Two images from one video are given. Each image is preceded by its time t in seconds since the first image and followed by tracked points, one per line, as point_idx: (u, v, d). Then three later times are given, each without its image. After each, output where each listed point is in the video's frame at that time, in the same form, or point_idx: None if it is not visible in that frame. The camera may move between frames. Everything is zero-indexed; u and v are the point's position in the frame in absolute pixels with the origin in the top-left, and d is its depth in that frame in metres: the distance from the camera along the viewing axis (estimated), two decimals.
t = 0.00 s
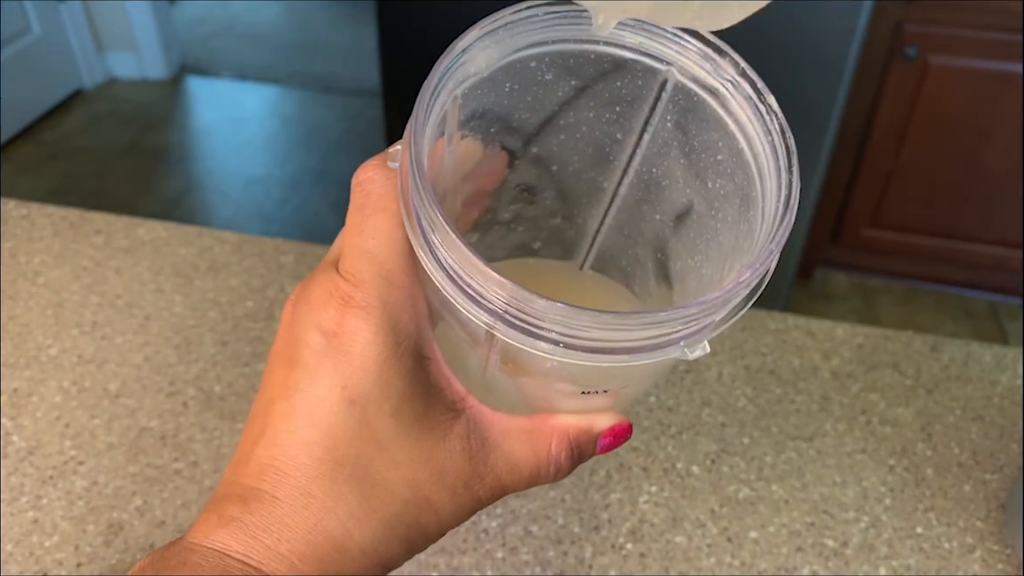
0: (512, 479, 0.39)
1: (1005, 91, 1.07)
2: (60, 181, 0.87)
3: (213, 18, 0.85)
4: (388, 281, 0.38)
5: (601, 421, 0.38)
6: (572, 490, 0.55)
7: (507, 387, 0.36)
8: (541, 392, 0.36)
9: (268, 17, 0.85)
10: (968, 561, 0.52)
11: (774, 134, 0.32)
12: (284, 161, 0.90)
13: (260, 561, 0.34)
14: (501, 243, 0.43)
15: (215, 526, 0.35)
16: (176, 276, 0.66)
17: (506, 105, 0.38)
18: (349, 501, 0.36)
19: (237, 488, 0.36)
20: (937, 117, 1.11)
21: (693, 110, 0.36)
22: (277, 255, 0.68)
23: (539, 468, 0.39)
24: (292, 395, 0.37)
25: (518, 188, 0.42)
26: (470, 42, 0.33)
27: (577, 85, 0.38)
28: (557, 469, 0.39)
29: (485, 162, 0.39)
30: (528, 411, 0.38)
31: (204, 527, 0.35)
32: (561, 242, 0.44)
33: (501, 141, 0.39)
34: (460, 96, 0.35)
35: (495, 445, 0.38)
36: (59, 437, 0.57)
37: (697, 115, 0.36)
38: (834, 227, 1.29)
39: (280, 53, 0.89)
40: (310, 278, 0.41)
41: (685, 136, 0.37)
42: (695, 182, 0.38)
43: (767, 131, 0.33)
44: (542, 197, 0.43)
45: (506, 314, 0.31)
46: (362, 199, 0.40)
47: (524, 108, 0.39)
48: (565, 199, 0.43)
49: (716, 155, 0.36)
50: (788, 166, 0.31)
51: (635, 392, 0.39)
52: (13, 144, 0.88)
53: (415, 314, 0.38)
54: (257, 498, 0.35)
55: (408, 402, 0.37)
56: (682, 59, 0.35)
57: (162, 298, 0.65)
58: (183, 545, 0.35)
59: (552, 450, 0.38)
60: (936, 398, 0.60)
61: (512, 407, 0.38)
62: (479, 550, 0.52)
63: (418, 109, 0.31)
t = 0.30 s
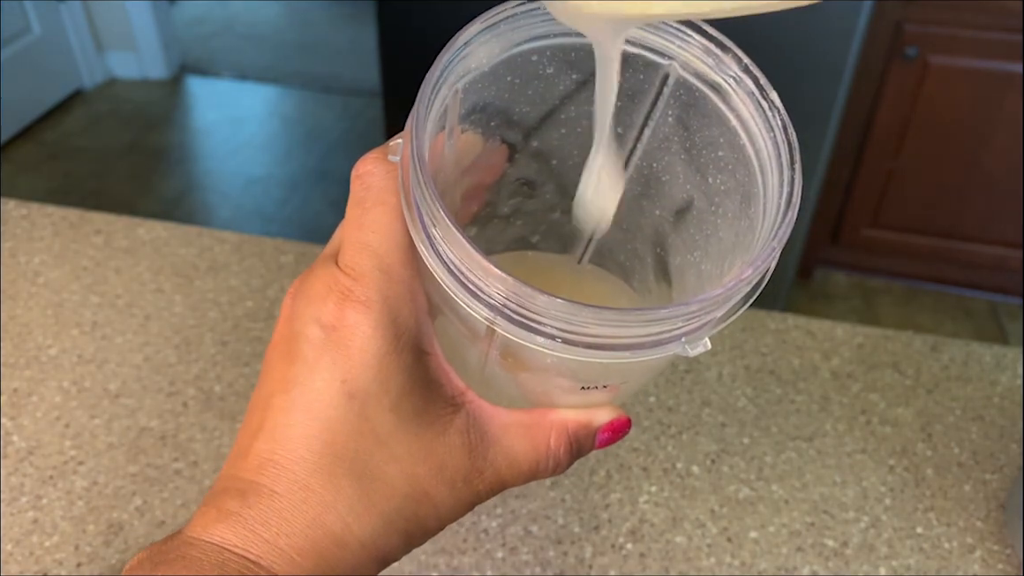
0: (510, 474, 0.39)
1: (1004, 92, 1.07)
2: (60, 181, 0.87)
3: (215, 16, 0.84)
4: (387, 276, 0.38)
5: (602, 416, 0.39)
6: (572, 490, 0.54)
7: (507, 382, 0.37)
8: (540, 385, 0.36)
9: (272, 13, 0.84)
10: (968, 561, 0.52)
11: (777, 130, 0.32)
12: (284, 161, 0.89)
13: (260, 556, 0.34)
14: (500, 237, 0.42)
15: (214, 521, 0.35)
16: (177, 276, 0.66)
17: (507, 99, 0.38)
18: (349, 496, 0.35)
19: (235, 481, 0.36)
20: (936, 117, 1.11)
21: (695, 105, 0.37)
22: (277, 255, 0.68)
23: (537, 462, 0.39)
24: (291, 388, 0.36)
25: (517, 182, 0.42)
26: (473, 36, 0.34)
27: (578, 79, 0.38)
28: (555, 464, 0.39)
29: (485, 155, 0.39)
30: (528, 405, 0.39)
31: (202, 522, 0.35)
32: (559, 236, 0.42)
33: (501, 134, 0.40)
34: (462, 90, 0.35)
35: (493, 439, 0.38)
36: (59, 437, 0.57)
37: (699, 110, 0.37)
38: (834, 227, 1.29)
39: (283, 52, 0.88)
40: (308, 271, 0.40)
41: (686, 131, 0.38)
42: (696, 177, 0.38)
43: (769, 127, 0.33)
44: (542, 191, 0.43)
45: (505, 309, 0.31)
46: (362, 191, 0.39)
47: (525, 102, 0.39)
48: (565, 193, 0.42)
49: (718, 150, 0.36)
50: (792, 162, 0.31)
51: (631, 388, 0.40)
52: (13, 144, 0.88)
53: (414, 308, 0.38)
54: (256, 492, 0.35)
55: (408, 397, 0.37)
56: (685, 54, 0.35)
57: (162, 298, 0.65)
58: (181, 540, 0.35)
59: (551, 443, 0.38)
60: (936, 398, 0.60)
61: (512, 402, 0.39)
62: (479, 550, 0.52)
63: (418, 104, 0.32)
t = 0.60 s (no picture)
0: (513, 472, 0.39)
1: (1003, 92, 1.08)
2: (61, 180, 0.84)
3: (218, 20, 0.97)
4: (393, 272, 0.37)
5: (606, 413, 0.39)
6: (572, 490, 0.54)
7: (509, 378, 0.37)
8: (545, 384, 0.36)
9: (286, 25, 0.94)
10: (968, 561, 0.52)
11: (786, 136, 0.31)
12: (284, 161, 0.89)
13: (262, 553, 0.34)
14: (503, 231, 0.42)
15: (216, 517, 0.35)
16: (177, 276, 0.66)
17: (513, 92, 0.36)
18: (352, 493, 0.35)
19: (237, 477, 0.36)
20: (935, 117, 1.11)
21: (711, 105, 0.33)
22: (277, 255, 0.68)
23: (541, 460, 0.39)
24: (294, 385, 0.36)
25: (521, 175, 0.40)
26: (479, 31, 0.33)
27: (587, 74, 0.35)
28: (559, 461, 0.39)
29: (490, 148, 0.39)
30: (532, 402, 0.39)
31: (204, 518, 0.35)
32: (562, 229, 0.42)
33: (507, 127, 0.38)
34: (469, 83, 0.35)
35: (498, 437, 0.38)
36: (59, 437, 0.57)
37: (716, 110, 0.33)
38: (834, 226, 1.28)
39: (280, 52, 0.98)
40: (312, 266, 0.40)
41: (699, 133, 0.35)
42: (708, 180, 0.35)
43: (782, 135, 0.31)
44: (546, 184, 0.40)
45: (511, 306, 0.31)
46: (367, 185, 0.39)
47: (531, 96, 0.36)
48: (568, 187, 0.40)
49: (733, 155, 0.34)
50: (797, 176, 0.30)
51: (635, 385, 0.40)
52: (13, 144, 0.89)
53: (418, 304, 0.37)
54: (258, 489, 0.35)
55: (412, 394, 0.37)
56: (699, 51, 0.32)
57: (162, 298, 0.65)
58: (182, 536, 0.35)
59: (554, 441, 0.38)
60: (936, 398, 0.60)
61: (517, 398, 0.39)
62: (479, 550, 0.52)
63: (427, 93, 0.32)
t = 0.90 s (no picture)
0: (530, 471, 0.37)
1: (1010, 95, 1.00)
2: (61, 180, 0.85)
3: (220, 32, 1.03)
4: (420, 266, 0.33)
5: (622, 415, 0.36)
6: (572, 490, 0.54)
7: (530, 384, 0.34)
8: (564, 385, 0.33)
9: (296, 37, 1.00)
10: (968, 561, 0.52)
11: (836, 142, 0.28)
12: (284, 162, 0.89)
13: (280, 548, 0.32)
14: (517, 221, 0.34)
15: (233, 508, 0.33)
16: (177, 276, 0.66)
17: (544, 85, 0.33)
18: (371, 490, 0.33)
19: (253, 468, 0.34)
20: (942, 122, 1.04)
21: (740, 106, 0.33)
22: (277, 255, 0.68)
23: (556, 460, 0.36)
24: (314, 376, 0.33)
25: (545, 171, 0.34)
26: (523, 25, 0.29)
27: (620, 69, 0.33)
28: (574, 461, 0.37)
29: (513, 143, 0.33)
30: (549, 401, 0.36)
31: (220, 510, 0.33)
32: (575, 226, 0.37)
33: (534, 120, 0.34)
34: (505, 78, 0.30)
35: (517, 436, 0.36)
36: (59, 437, 0.57)
37: (743, 111, 0.33)
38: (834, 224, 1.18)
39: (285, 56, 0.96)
40: (336, 250, 0.36)
41: (727, 131, 0.34)
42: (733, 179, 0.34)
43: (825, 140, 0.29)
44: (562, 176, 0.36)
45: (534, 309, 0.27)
46: (392, 175, 0.34)
47: (561, 88, 0.34)
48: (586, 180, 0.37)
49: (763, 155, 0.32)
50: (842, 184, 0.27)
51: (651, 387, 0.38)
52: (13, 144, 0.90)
53: (443, 299, 0.33)
54: (276, 482, 0.33)
55: (435, 392, 0.34)
56: (735, 53, 0.31)
57: (162, 298, 0.65)
58: (196, 527, 0.33)
59: (571, 441, 0.36)
60: (936, 398, 0.60)
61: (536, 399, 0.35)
62: (479, 550, 0.52)
63: (470, 81, 0.28)
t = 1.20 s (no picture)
0: (538, 480, 0.37)
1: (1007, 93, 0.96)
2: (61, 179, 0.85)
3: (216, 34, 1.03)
4: (438, 273, 0.33)
5: (629, 425, 0.37)
6: (572, 490, 0.54)
7: (542, 393, 0.34)
8: (577, 397, 0.34)
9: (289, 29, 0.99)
10: (968, 561, 0.52)
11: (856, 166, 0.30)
12: (284, 161, 0.88)
13: (293, 555, 0.31)
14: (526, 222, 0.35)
15: (243, 513, 0.32)
16: (177, 276, 0.66)
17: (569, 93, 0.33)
18: (384, 497, 0.33)
19: (265, 473, 0.33)
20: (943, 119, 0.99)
21: (765, 124, 0.33)
22: (277, 255, 0.68)
23: (563, 470, 0.37)
24: (329, 381, 0.33)
25: (558, 171, 0.36)
26: (556, 35, 0.30)
27: (645, 80, 0.34)
28: (580, 471, 0.37)
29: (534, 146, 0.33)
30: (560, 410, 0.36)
31: (230, 514, 0.33)
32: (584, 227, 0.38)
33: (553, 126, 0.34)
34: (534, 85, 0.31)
35: (528, 446, 0.36)
36: (58, 437, 0.57)
37: (768, 129, 0.33)
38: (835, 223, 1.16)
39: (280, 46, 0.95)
40: (350, 255, 0.36)
41: (749, 147, 0.35)
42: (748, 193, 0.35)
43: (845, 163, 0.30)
44: (577, 181, 0.37)
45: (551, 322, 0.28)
46: (413, 179, 0.34)
47: (584, 96, 0.34)
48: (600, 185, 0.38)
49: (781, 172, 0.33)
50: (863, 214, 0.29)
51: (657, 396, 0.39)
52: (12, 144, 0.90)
53: (460, 305, 0.33)
54: (289, 488, 0.32)
55: (450, 399, 0.34)
56: (764, 72, 0.32)
57: (162, 298, 0.65)
58: (208, 529, 0.32)
59: (580, 452, 0.36)
60: (936, 397, 0.60)
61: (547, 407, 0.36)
62: (479, 550, 0.52)
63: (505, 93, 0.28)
